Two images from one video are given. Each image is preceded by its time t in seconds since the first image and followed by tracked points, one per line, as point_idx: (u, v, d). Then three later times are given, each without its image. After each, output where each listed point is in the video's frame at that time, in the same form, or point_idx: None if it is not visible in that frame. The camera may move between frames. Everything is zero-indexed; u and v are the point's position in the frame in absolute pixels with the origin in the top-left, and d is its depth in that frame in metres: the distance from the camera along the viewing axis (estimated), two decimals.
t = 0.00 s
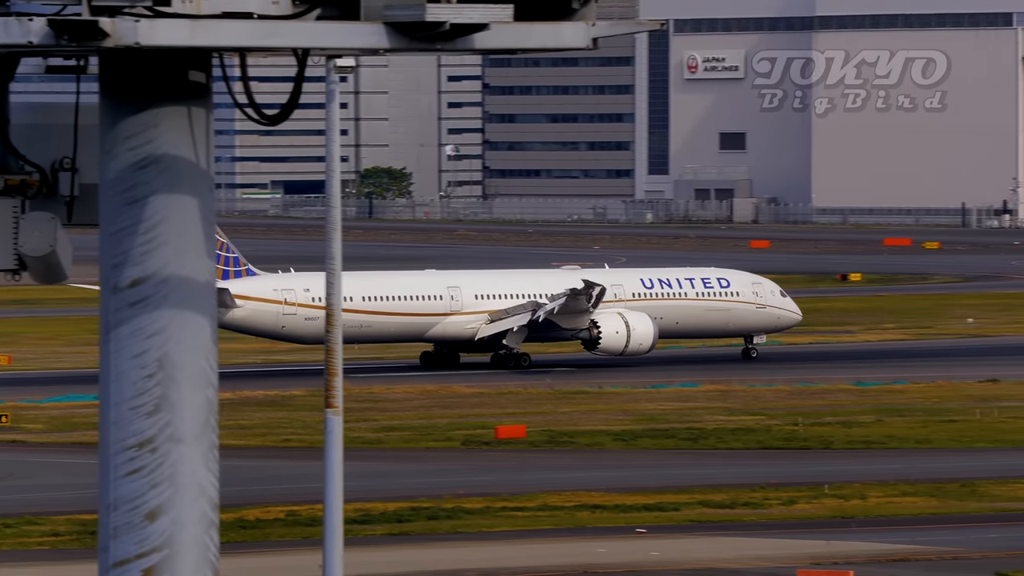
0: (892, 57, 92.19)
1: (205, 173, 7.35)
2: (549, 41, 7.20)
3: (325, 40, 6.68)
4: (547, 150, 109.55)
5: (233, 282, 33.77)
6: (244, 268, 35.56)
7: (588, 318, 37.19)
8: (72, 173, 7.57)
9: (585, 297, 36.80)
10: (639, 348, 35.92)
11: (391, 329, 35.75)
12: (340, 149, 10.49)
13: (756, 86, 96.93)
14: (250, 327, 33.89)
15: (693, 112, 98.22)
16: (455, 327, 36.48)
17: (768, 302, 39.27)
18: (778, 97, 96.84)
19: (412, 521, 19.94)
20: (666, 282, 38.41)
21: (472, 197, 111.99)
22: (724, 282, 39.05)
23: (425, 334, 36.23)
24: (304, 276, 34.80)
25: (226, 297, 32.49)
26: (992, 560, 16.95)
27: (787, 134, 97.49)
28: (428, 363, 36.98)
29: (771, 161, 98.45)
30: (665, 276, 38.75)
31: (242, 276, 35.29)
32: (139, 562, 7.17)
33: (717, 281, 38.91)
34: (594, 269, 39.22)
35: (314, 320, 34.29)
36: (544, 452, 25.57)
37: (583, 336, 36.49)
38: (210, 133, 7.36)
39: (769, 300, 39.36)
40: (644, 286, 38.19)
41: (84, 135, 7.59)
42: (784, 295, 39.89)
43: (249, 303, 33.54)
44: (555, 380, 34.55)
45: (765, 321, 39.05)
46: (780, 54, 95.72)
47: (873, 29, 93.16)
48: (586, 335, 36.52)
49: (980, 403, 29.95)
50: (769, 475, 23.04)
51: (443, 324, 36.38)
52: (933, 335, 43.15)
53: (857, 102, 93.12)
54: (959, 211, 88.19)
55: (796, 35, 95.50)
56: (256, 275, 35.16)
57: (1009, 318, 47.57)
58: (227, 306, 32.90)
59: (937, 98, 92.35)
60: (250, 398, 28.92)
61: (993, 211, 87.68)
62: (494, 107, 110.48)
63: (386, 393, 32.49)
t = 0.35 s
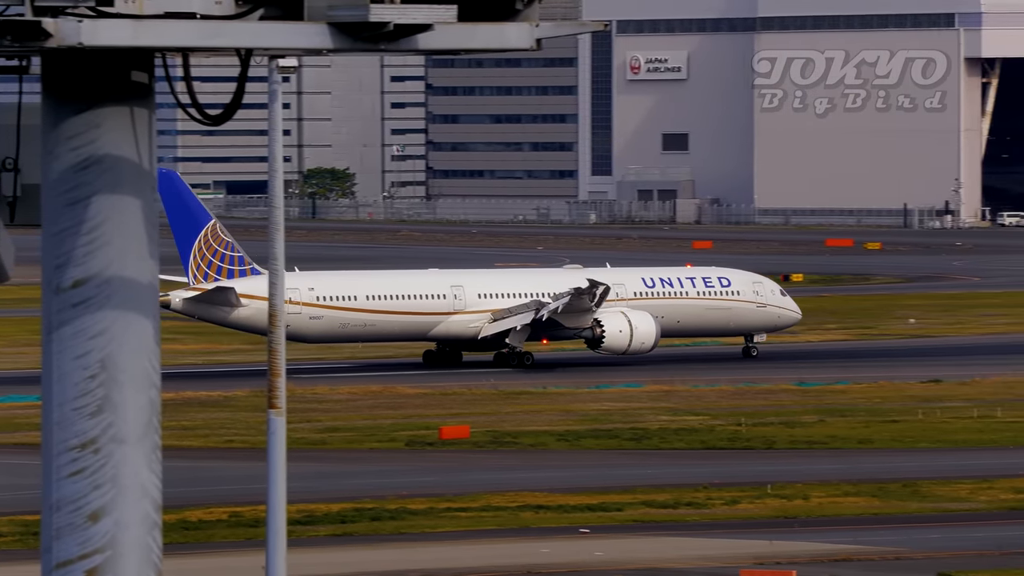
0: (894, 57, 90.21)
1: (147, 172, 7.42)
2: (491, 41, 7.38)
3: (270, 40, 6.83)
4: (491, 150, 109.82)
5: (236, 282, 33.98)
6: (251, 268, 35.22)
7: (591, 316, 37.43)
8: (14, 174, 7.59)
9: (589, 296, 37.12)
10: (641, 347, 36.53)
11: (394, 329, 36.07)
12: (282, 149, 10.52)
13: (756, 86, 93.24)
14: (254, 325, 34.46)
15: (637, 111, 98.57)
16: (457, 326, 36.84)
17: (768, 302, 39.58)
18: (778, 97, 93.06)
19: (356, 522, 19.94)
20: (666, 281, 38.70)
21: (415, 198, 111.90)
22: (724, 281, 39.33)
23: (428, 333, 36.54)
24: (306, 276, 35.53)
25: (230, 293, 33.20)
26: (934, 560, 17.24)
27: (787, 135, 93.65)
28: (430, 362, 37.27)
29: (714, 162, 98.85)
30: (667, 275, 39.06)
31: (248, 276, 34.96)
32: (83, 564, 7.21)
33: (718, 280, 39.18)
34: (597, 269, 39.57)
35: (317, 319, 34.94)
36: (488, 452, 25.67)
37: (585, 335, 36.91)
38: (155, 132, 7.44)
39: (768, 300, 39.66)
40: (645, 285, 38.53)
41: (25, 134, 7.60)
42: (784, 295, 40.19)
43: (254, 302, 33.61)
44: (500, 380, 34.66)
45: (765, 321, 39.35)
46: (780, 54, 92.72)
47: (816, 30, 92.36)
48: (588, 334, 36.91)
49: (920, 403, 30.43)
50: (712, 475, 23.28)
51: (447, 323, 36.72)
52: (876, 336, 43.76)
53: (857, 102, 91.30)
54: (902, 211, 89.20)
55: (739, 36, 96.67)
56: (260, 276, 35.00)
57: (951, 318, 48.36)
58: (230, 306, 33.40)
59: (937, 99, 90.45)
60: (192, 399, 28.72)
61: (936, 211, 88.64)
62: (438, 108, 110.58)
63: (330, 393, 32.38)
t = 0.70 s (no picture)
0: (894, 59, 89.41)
1: (91, 172, 8.09)
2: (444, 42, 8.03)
3: (214, 38, 7.46)
4: (437, 151, 109.87)
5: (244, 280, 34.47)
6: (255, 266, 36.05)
7: (595, 316, 37.76)
8: None
9: (593, 295, 37.39)
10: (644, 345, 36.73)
11: (400, 327, 36.31)
12: (229, 150, 10.53)
13: (756, 86, 91.59)
14: (262, 325, 34.61)
15: (583, 110, 98.85)
16: (462, 324, 37.15)
17: (770, 301, 40.32)
18: (778, 98, 91.44)
19: (303, 524, 19.93)
20: (670, 281, 39.28)
21: (361, 198, 111.60)
22: (727, 280, 39.98)
23: (434, 332, 36.83)
24: (310, 275, 35.66)
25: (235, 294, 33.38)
26: (879, 559, 17.52)
27: (787, 136, 92.20)
28: (434, 360, 37.64)
29: (660, 162, 99.45)
30: (668, 275, 39.62)
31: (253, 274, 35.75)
32: (29, 563, 7.89)
33: (720, 280, 39.81)
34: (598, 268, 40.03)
35: (323, 317, 35.17)
36: (434, 453, 25.71)
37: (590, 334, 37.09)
38: (98, 132, 8.11)
39: (770, 299, 40.40)
40: (648, 284, 39.08)
41: None
42: (785, 294, 40.94)
43: (259, 301, 34.26)
44: (446, 382, 34.65)
45: (766, 319, 40.08)
46: (780, 53, 91.19)
47: (761, 31, 91.79)
48: (591, 333, 37.16)
49: (865, 403, 30.89)
50: (660, 476, 23.51)
51: (451, 322, 36.98)
52: (822, 336, 44.24)
53: (857, 102, 90.14)
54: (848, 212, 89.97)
55: (685, 38, 97.31)
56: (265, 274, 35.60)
57: (896, 319, 49.09)
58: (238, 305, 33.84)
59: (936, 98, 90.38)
60: (137, 400, 28.49)
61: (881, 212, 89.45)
62: (384, 108, 110.67)
63: (275, 394, 32.23)
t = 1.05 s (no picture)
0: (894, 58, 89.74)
1: (36, 172, 9.15)
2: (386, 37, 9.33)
3: (164, 40, 8.78)
4: (385, 151, 109.70)
5: (250, 280, 35.01)
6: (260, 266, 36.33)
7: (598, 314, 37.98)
8: None
9: (597, 292, 37.60)
10: (647, 344, 37.12)
11: (404, 327, 36.74)
12: (173, 149, 10.57)
13: (756, 86, 91.44)
14: (268, 323, 35.14)
15: (532, 111, 99.11)
16: (465, 323, 37.56)
17: (771, 299, 40.76)
18: (778, 97, 91.35)
19: (249, 524, 19.91)
20: (671, 280, 39.73)
21: (309, 199, 111.18)
22: (728, 279, 40.46)
23: (438, 330, 37.21)
24: (317, 274, 36.15)
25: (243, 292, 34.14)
26: (824, 559, 17.82)
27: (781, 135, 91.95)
28: (436, 360, 38.13)
29: (608, 162, 99.55)
30: (671, 273, 40.15)
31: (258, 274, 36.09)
32: None
33: (721, 279, 40.29)
34: (605, 266, 40.48)
35: (328, 317, 35.67)
36: (382, 454, 25.73)
37: (593, 332, 37.35)
38: (44, 130, 9.19)
39: (771, 298, 40.84)
40: (650, 283, 39.53)
41: None
42: (786, 293, 41.40)
43: (264, 301, 34.80)
44: (394, 382, 34.62)
45: (767, 318, 40.57)
46: (779, 53, 90.96)
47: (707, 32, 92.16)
48: (594, 331, 37.42)
49: (812, 403, 31.31)
50: (607, 476, 23.73)
51: (455, 321, 37.38)
52: (770, 336, 44.69)
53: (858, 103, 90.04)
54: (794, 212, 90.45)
55: (631, 39, 97.85)
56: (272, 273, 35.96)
57: (844, 319, 49.81)
58: (242, 305, 34.43)
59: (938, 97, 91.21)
60: (84, 401, 28.26)
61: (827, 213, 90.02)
62: (331, 108, 110.17)
63: (222, 395, 32.07)
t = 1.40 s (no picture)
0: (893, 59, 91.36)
1: None
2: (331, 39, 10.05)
3: (111, 40, 9.56)
4: (333, 151, 109.26)
5: (258, 280, 35.47)
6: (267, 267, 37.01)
7: (603, 313, 38.20)
8: None
9: (602, 292, 37.85)
10: (651, 343, 37.55)
11: (409, 327, 37.11)
12: (122, 149, 10.62)
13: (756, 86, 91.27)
14: (274, 323, 35.56)
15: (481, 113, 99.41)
16: (469, 323, 37.93)
17: (772, 298, 41.12)
18: (778, 97, 91.31)
19: (197, 526, 19.89)
20: (673, 279, 40.10)
21: (258, 199, 110.70)
22: (729, 279, 40.82)
23: (442, 329, 37.61)
24: (323, 274, 36.62)
25: (249, 291, 34.54)
26: (773, 560, 18.11)
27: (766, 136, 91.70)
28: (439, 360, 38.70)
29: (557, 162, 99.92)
30: (672, 272, 40.47)
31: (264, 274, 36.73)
32: None
33: (723, 278, 40.66)
34: (608, 265, 40.67)
35: (333, 316, 36.10)
36: (332, 456, 25.75)
37: (597, 332, 37.72)
38: None
39: (772, 296, 41.22)
40: (652, 282, 39.85)
41: None
42: (787, 291, 41.76)
43: (271, 299, 35.25)
44: (344, 383, 34.62)
45: (769, 317, 40.94)
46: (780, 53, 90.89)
47: (658, 33, 92.66)
48: (600, 331, 37.69)
49: (759, 403, 31.74)
50: (557, 476, 23.97)
51: (459, 320, 37.77)
52: (722, 336, 45.16)
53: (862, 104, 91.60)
54: (742, 213, 91.56)
55: (580, 39, 98.26)
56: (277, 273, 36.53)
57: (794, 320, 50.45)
58: (249, 303, 34.84)
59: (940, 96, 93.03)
60: (31, 402, 28.05)
61: (775, 213, 91.24)
62: (280, 109, 109.74)
63: (170, 396, 31.94)
